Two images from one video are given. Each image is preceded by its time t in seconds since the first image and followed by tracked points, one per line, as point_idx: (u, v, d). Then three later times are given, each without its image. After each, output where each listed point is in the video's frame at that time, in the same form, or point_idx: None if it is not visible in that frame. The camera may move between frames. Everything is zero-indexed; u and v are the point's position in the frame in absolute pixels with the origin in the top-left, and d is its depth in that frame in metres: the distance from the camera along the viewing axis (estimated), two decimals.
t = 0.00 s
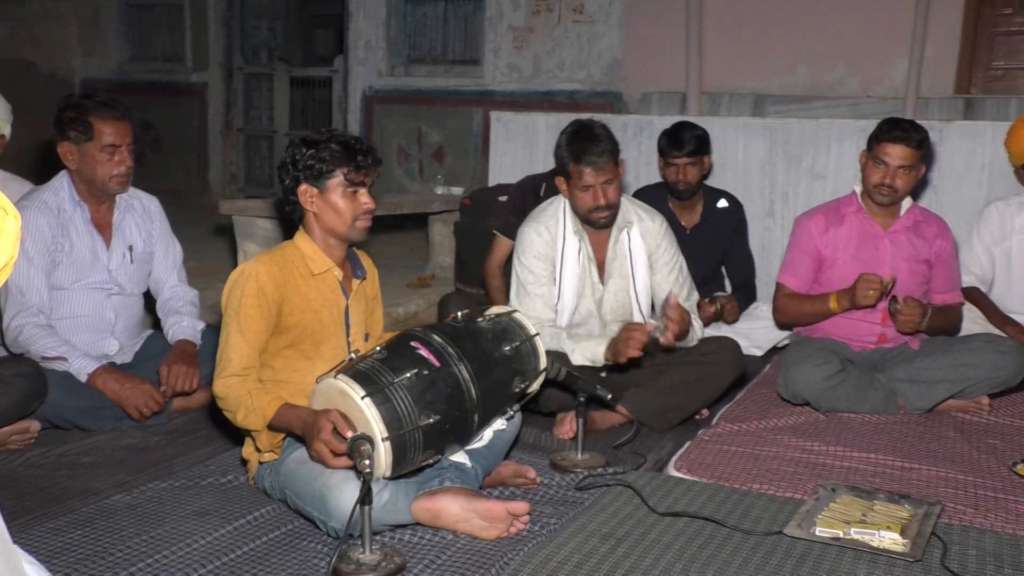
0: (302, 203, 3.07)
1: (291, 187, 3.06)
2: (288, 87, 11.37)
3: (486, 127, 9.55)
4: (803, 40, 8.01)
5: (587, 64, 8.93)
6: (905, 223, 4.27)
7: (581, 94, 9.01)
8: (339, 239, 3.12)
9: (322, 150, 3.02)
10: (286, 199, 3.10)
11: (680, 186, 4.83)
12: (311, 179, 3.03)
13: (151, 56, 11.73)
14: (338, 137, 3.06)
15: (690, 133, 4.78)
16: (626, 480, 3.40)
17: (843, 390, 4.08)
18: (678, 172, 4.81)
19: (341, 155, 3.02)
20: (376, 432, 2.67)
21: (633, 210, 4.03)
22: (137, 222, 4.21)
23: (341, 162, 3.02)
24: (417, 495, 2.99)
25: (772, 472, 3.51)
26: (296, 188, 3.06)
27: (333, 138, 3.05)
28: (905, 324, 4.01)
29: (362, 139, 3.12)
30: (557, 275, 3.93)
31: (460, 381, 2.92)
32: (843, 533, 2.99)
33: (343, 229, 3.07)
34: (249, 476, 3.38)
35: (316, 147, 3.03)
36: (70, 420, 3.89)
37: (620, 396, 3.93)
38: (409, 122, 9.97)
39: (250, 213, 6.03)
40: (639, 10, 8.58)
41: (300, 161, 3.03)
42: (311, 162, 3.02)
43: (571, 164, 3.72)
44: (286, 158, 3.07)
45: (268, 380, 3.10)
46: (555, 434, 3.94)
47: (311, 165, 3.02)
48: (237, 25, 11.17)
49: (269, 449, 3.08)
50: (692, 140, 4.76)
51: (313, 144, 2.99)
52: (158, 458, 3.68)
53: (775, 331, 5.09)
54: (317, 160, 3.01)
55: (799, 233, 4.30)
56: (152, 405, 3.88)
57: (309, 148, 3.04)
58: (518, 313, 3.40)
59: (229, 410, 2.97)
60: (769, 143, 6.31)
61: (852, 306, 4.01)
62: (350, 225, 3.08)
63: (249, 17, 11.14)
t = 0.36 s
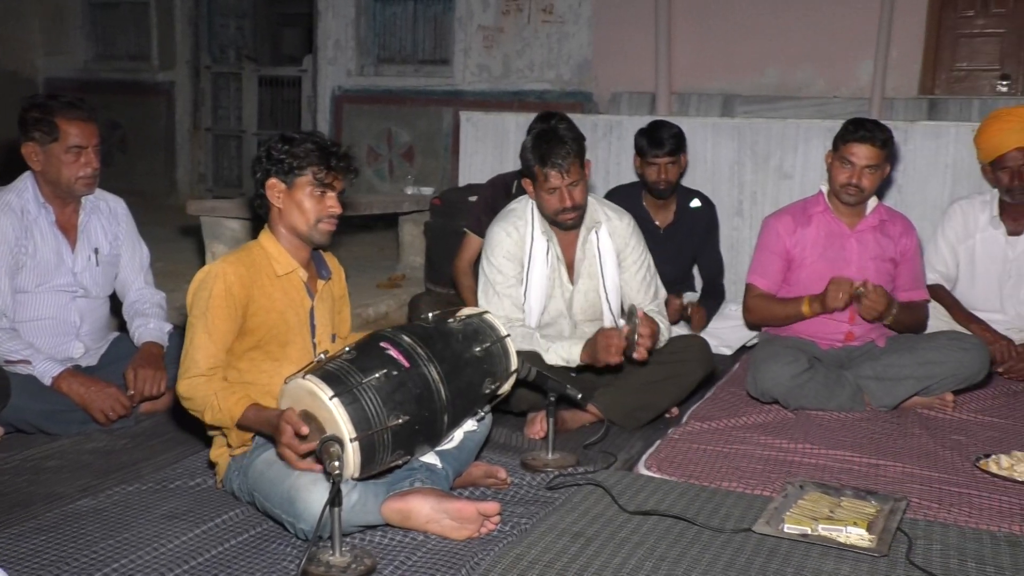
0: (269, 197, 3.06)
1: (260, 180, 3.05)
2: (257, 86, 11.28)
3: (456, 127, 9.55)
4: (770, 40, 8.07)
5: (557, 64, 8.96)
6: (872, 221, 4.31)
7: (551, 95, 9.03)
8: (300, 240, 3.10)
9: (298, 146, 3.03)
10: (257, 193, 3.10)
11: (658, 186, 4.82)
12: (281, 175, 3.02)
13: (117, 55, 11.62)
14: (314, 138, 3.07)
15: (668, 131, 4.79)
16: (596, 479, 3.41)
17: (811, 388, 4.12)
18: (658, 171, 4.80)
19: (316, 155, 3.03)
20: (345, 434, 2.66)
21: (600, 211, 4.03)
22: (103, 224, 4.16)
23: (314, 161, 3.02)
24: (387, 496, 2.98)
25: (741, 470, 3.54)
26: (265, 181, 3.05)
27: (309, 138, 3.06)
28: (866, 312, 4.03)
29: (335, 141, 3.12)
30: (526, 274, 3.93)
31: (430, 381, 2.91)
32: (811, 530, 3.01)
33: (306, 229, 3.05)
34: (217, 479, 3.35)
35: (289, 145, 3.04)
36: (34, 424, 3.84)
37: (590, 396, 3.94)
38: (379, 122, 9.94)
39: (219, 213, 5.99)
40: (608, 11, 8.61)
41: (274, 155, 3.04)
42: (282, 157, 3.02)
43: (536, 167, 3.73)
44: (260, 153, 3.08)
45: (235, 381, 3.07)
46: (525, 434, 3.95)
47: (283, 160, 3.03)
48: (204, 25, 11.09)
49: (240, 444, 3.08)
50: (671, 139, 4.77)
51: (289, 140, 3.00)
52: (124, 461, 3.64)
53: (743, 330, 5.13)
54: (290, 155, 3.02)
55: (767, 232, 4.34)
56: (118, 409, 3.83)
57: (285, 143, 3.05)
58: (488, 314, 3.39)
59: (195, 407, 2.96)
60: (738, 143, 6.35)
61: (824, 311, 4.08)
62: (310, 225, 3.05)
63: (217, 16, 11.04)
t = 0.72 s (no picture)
0: (226, 202, 3.01)
1: (214, 184, 3.00)
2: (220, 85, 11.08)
3: (423, 127, 9.53)
4: (735, 41, 8.14)
5: (524, 64, 8.97)
6: (836, 220, 4.36)
7: (518, 94, 9.04)
8: (263, 239, 3.08)
9: (248, 148, 2.99)
10: (207, 199, 3.05)
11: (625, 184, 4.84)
12: (236, 179, 2.99)
13: (79, 54, 11.51)
14: (263, 135, 3.04)
15: (631, 130, 4.78)
16: (563, 478, 3.42)
17: (776, 385, 4.16)
18: (622, 170, 4.82)
19: (267, 151, 3.00)
20: (311, 434, 2.65)
21: (571, 209, 4.05)
22: (64, 225, 4.11)
23: (269, 159, 3.00)
24: (354, 497, 2.96)
25: (707, 468, 3.56)
26: (218, 187, 3.01)
27: (258, 137, 3.03)
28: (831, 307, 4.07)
29: (285, 137, 3.12)
30: (497, 274, 3.94)
31: (396, 381, 2.90)
32: (777, 526, 3.04)
33: (270, 227, 3.04)
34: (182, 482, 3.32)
35: (238, 146, 3.00)
36: None
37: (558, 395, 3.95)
38: (345, 121, 9.90)
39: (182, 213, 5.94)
40: (575, 11, 8.64)
41: (223, 159, 2.99)
42: (235, 160, 2.98)
43: (510, 165, 3.71)
44: (206, 157, 3.02)
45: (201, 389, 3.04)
46: (493, 434, 3.95)
47: (236, 163, 2.99)
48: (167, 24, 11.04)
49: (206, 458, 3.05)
50: (635, 138, 4.77)
51: (239, 141, 2.97)
52: (86, 465, 3.59)
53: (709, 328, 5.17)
54: (242, 157, 2.98)
55: (732, 232, 4.38)
56: (80, 412, 3.80)
57: (232, 145, 3.00)
58: (454, 313, 3.39)
59: (166, 422, 2.94)
60: (703, 143, 6.40)
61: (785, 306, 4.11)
62: (274, 224, 3.04)
63: (179, 14, 11.01)
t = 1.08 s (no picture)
0: (189, 210, 2.99)
1: (175, 194, 2.96)
2: (186, 85, 11.07)
3: (391, 127, 9.50)
4: (700, 42, 8.20)
5: (492, 64, 8.97)
6: (801, 219, 4.40)
7: (486, 94, 9.03)
8: (226, 242, 3.05)
9: (205, 156, 2.94)
10: (171, 206, 3.02)
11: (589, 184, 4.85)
12: (197, 189, 2.95)
13: (41, 53, 11.39)
14: (223, 140, 2.99)
15: (593, 130, 4.78)
16: (532, 478, 3.42)
17: (743, 383, 4.18)
18: (586, 169, 4.83)
19: (227, 156, 2.96)
20: (277, 439, 2.63)
21: (542, 210, 4.06)
22: (23, 226, 4.05)
23: (228, 168, 2.96)
24: (321, 500, 2.95)
25: (675, 466, 3.58)
26: (180, 196, 2.97)
27: (218, 141, 2.99)
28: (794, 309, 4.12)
29: (248, 139, 3.07)
30: (467, 273, 3.92)
31: (364, 383, 2.89)
32: (744, 524, 3.06)
33: (234, 234, 3.01)
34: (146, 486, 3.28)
35: (195, 155, 2.95)
36: None
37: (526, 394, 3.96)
38: (313, 121, 9.85)
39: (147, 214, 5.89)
40: (542, 12, 8.66)
41: (182, 169, 2.95)
42: (193, 170, 2.94)
43: (487, 161, 3.70)
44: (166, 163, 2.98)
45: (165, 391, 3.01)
46: (462, 434, 3.94)
47: (195, 173, 2.95)
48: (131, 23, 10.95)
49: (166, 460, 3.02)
50: (597, 137, 4.76)
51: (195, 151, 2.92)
52: (49, 470, 3.54)
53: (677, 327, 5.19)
54: (199, 168, 2.94)
55: (699, 232, 4.40)
56: (42, 416, 3.73)
57: (190, 154, 2.95)
58: (423, 314, 3.37)
59: (126, 422, 2.91)
60: (671, 143, 6.43)
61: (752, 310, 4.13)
62: (239, 228, 3.01)
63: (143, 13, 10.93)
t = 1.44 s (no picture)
0: (158, 205, 2.95)
1: (147, 186, 2.93)
2: (145, 84, 10.95)
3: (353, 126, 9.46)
4: (662, 44, 8.27)
5: (455, 64, 8.97)
6: (761, 217, 4.44)
7: (449, 94, 9.03)
8: (194, 241, 3.02)
9: (183, 149, 2.93)
10: (141, 201, 2.97)
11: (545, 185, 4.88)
12: (170, 181, 2.93)
13: None
14: (197, 136, 2.99)
15: (549, 131, 4.81)
16: (496, 478, 3.42)
17: (706, 381, 4.21)
18: (543, 171, 4.84)
19: (201, 153, 2.95)
20: (240, 440, 2.61)
21: (500, 209, 4.03)
22: None
23: (204, 162, 2.95)
24: (284, 501, 2.93)
25: (639, 464, 3.60)
26: (151, 189, 2.94)
27: (192, 138, 2.98)
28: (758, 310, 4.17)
29: (220, 139, 3.07)
30: (426, 274, 3.92)
31: (327, 384, 2.87)
32: (706, 521, 3.08)
33: (204, 231, 2.99)
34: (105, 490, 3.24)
35: (173, 148, 2.93)
36: None
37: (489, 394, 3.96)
38: (275, 121, 9.77)
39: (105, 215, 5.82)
40: (504, 12, 8.68)
41: (155, 162, 2.92)
42: (168, 162, 2.92)
43: (439, 161, 3.69)
44: (137, 158, 2.95)
45: (124, 391, 2.97)
46: (425, 435, 3.93)
47: (170, 165, 2.92)
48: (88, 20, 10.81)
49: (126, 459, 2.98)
50: (551, 139, 4.78)
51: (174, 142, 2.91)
52: (4, 475, 3.49)
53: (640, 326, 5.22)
54: (176, 159, 2.92)
55: (661, 232, 4.44)
56: None
57: (165, 147, 2.94)
58: (386, 314, 3.36)
59: (83, 421, 2.86)
60: (633, 143, 6.46)
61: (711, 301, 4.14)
62: (209, 228, 2.99)
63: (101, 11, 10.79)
